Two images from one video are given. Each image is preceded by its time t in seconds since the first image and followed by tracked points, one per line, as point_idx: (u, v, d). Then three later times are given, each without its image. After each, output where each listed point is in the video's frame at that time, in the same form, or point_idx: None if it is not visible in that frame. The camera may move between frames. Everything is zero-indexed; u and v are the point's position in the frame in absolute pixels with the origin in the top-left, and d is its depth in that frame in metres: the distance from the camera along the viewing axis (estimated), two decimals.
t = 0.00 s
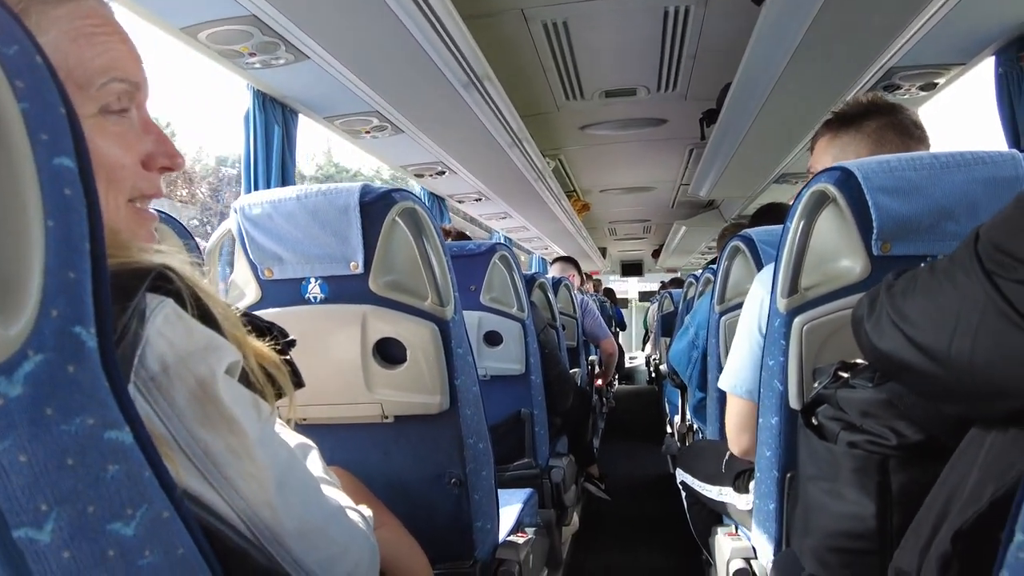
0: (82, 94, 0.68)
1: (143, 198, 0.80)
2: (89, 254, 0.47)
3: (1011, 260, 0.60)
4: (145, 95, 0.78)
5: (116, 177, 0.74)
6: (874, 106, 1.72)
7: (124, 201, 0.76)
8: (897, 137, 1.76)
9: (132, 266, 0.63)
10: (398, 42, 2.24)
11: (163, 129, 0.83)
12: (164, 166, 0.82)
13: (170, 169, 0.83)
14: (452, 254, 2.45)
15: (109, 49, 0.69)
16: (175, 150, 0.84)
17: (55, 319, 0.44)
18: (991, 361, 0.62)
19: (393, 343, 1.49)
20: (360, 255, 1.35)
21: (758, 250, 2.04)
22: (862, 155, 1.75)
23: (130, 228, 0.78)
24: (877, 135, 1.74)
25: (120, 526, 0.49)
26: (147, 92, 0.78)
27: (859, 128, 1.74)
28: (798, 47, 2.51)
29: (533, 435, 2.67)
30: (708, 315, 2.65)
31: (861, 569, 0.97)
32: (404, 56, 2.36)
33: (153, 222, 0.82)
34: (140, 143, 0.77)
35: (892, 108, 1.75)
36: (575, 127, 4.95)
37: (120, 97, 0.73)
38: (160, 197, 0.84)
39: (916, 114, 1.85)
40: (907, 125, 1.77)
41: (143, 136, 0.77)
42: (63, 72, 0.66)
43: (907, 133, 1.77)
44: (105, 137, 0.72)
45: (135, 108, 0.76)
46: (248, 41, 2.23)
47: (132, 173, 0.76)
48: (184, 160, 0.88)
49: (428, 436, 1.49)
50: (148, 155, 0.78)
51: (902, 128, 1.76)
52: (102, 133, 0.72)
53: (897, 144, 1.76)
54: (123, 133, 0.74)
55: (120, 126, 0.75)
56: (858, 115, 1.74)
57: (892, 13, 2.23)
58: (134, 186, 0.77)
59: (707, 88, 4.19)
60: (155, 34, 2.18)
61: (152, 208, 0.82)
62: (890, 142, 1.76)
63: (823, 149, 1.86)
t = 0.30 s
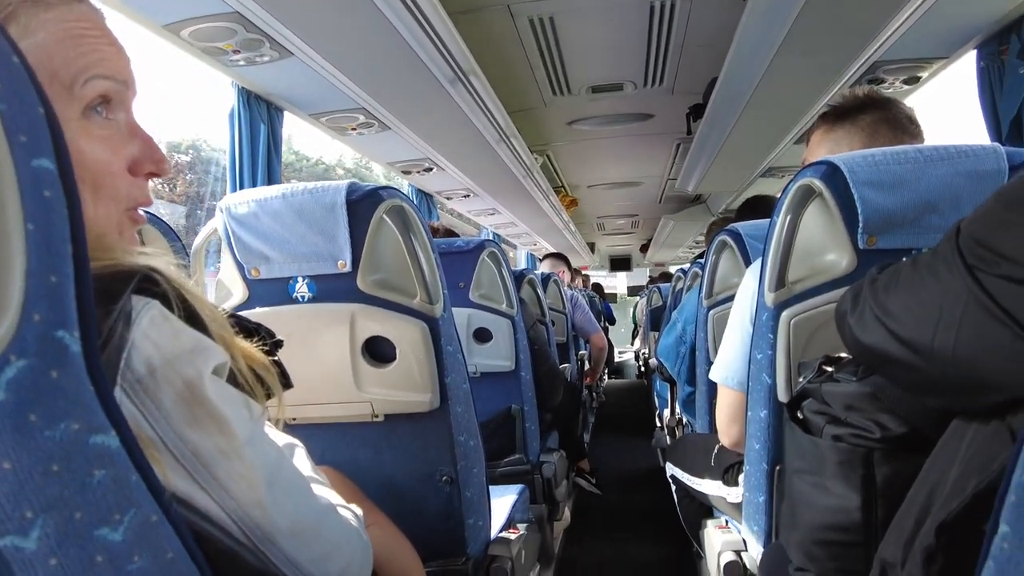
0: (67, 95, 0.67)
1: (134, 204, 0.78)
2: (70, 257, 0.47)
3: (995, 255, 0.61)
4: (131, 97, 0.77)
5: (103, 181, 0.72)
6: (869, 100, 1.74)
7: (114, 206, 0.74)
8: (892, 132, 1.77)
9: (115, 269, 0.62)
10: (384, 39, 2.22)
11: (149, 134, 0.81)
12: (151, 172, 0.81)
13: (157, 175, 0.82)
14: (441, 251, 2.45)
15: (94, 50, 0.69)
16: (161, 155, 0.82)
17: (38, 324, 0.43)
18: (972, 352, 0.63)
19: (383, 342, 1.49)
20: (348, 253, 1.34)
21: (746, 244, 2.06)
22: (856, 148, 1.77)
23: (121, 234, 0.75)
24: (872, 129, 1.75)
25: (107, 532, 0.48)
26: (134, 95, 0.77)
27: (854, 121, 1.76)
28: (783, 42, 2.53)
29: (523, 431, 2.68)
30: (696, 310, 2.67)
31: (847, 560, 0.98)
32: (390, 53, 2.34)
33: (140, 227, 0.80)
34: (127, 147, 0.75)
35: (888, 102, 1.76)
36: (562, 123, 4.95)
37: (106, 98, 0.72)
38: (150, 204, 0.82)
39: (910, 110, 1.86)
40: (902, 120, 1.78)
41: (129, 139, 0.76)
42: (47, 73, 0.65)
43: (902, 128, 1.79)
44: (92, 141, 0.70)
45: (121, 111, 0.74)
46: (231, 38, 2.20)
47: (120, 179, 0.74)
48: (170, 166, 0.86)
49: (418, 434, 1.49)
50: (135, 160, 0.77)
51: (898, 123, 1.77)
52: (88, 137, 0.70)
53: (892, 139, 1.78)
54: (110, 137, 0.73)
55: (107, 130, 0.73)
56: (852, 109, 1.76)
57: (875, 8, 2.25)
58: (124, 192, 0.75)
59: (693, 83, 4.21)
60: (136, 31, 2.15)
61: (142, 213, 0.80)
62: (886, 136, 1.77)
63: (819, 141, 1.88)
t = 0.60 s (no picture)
0: (59, 92, 0.66)
1: (126, 201, 0.77)
2: (79, 264, 0.46)
3: (999, 260, 0.62)
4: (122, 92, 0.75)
5: (98, 179, 0.71)
6: (849, 100, 1.75)
7: (108, 203, 0.73)
8: (872, 130, 1.79)
9: (118, 275, 0.61)
10: (378, 36, 2.20)
11: (141, 129, 0.80)
12: (145, 168, 0.79)
13: (152, 171, 0.81)
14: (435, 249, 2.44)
15: (83, 46, 0.67)
16: (156, 150, 0.81)
17: (47, 334, 0.42)
18: (976, 353, 0.64)
19: (380, 342, 1.48)
20: (345, 253, 1.33)
21: (740, 242, 2.08)
22: (837, 148, 1.79)
23: (115, 232, 0.75)
24: (852, 128, 1.77)
25: (118, 545, 0.47)
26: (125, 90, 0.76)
27: (833, 122, 1.77)
28: (775, 39, 2.55)
29: (518, 428, 2.69)
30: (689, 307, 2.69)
31: (847, 558, 0.99)
32: (383, 50, 2.32)
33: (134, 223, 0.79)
34: (119, 144, 0.74)
35: (866, 101, 1.78)
36: (553, 119, 4.95)
37: (96, 94, 0.70)
38: (143, 200, 0.81)
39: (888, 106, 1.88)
40: (881, 117, 1.80)
41: (122, 136, 0.74)
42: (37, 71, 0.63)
43: (881, 126, 1.81)
44: (84, 139, 0.69)
45: (112, 107, 0.73)
46: (222, 35, 2.17)
47: (114, 176, 0.73)
48: (164, 160, 0.85)
49: (416, 434, 1.49)
50: (128, 157, 0.76)
51: (877, 121, 1.79)
52: (81, 135, 0.69)
53: (871, 137, 1.80)
54: (102, 133, 0.72)
55: (98, 127, 0.72)
56: (832, 109, 1.77)
57: (866, 6, 2.27)
58: (116, 190, 0.74)
59: (683, 80, 4.22)
60: (124, 28, 2.11)
61: (135, 210, 0.79)
62: (865, 135, 1.79)
63: (799, 142, 1.89)
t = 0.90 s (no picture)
0: (47, 96, 0.65)
1: (112, 204, 0.76)
2: (57, 264, 0.46)
3: (973, 260, 0.63)
4: (112, 97, 0.75)
5: (83, 182, 0.70)
6: (823, 99, 1.78)
7: (91, 207, 0.73)
8: (847, 128, 1.81)
9: (101, 274, 0.61)
10: (367, 33, 2.20)
11: (130, 134, 0.80)
12: (132, 172, 0.79)
13: (139, 176, 0.80)
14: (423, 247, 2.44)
15: (75, 50, 0.67)
16: (145, 156, 0.81)
17: (24, 334, 0.43)
18: (951, 353, 0.65)
19: (367, 339, 1.49)
20: (331, 251, 1.33)
21: (726, 240, 2.09)
22: (814, 147, 1.81)
23: (97, 235, 0.74)
24: (827, 126, 1.79)
25: (97, 543, 0.48)
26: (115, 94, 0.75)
27: (807, 120, 1.79)
28: (763, 39, 2.56)
29: (506, 425, 2.70)
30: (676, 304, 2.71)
31: (828, 553, 1.01)
32: (371, 47, 2.32)
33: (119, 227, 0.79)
34: (108, 148, 0.74)
35: (839, 100, 1.80)
36: (543, 116, 4.95)
37: (86, 98, 0.70)
38: (129, 204, 0.81)
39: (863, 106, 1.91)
40: (856, 116, 1.83)
41: (111, 140, 0.74)
42: (25, 74, 0.63)
43: (856, 124, 1.83)
44: (68, 141, 0.69)
45: (101, 111, 0.73)
46: (209, 30, 2.15)
47: (101, 179, 0.73)
48: (152, 166, 0.85)
49: (404, 431, 1.49)
50: (117, 161, 0.75)
51: (852, 119, 1.82)
52: (67, 138, 0.68)
53: (846, 135, 1.82)
54: (89, 137, 0.71)
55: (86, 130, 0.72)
56: (807, 108, 1.79)
57: (851, 7, 2.30)
58: (102, 193, 0.74)
59: (673, 78, 4.24)
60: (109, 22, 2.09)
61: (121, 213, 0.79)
62: (840, 134, 1.81)
63: (776, 142, 1.90)
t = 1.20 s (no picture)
0: (28, 89, 0.64)
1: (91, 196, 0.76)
2: (45, 257, 0.45)
3: (963, 255, 0.64)
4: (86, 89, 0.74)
5: (65, 173, 0.70)
6: (823, 94, 1.78)
7: (73, 198, 0.72)
8: (846, 124, 1.82)
9: (89, 269, 0.61)
10: (360, 28, 2.19)
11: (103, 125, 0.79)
12: (108, 164, 0.79)
13: (114, 168, 0.80)
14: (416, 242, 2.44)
15: (53, 42, 0.65)
16: (121, 148, 0.80)
17: (11, 328, 0.42)
18: (940, 347, 0.66)
19: (359, 335, 1.49)
20: (323, 246, 1.32)
21: (719, 236, 2.11)
22: (813, 142, 1.82)
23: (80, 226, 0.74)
24: (827, 121, 1.80)
25: (86, 538, 0.47)
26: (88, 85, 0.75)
27: (806, 114, 1.80)
28: (756, 35, 2.57)
29: (499, 420, 2.70)
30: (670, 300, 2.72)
31: (818, 546, 1.02)
32: (364, 42, 2.31)
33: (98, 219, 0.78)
34: (85, 140, 0.73)
35: (839, 95, 1.80)
36: (537, 112, 4.95)
37: (63, 90, 0.69)
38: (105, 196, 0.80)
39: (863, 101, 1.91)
40: (856, 112, 1.83)
41: (87, 132, 0.74)
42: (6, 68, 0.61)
43: (855, 120, 1.84)
44: (49, 135, 0.68)
45: (76, 103, 0.72)
46: (200, 24, 2.14)
47: (81, 172, 0.73)
48: (125, 157, 0.84)
49: (396, 427, 1.49)
50: (93, 153, 0.75)
51: (851, 115, 1.82)
52: (48, 131, 0.68)
53: (846, 131, 1.83)
54: (67, 129, 0.70)
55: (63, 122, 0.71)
56: (807, 102, 1.80)
57: (845, 5, 2.31)
58: (83, 186, 0.73)
59: (666, 74, 4.24)
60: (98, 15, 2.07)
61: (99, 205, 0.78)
62: (840, 129, 1.82)
63: (775, 135, 1.91)
